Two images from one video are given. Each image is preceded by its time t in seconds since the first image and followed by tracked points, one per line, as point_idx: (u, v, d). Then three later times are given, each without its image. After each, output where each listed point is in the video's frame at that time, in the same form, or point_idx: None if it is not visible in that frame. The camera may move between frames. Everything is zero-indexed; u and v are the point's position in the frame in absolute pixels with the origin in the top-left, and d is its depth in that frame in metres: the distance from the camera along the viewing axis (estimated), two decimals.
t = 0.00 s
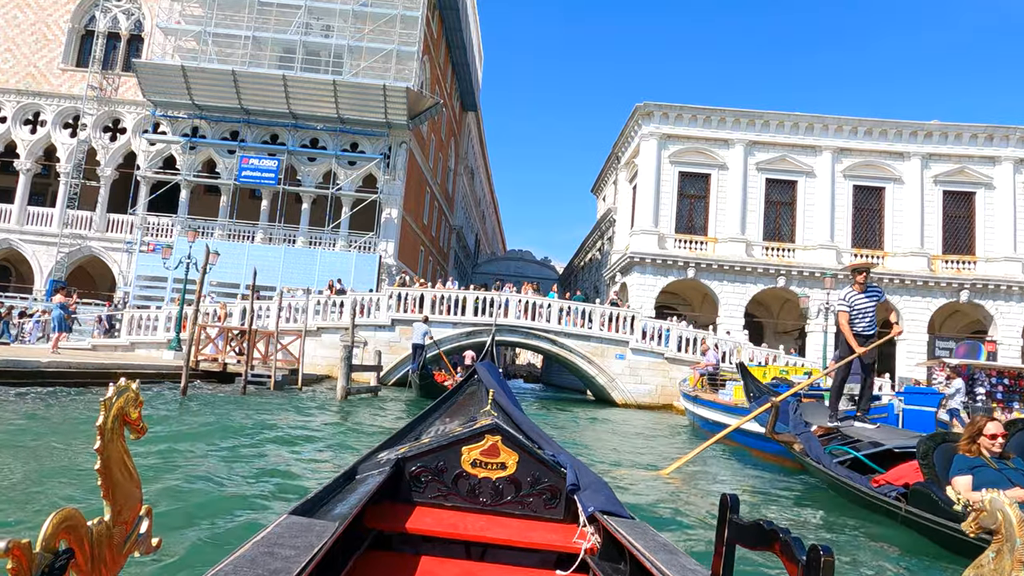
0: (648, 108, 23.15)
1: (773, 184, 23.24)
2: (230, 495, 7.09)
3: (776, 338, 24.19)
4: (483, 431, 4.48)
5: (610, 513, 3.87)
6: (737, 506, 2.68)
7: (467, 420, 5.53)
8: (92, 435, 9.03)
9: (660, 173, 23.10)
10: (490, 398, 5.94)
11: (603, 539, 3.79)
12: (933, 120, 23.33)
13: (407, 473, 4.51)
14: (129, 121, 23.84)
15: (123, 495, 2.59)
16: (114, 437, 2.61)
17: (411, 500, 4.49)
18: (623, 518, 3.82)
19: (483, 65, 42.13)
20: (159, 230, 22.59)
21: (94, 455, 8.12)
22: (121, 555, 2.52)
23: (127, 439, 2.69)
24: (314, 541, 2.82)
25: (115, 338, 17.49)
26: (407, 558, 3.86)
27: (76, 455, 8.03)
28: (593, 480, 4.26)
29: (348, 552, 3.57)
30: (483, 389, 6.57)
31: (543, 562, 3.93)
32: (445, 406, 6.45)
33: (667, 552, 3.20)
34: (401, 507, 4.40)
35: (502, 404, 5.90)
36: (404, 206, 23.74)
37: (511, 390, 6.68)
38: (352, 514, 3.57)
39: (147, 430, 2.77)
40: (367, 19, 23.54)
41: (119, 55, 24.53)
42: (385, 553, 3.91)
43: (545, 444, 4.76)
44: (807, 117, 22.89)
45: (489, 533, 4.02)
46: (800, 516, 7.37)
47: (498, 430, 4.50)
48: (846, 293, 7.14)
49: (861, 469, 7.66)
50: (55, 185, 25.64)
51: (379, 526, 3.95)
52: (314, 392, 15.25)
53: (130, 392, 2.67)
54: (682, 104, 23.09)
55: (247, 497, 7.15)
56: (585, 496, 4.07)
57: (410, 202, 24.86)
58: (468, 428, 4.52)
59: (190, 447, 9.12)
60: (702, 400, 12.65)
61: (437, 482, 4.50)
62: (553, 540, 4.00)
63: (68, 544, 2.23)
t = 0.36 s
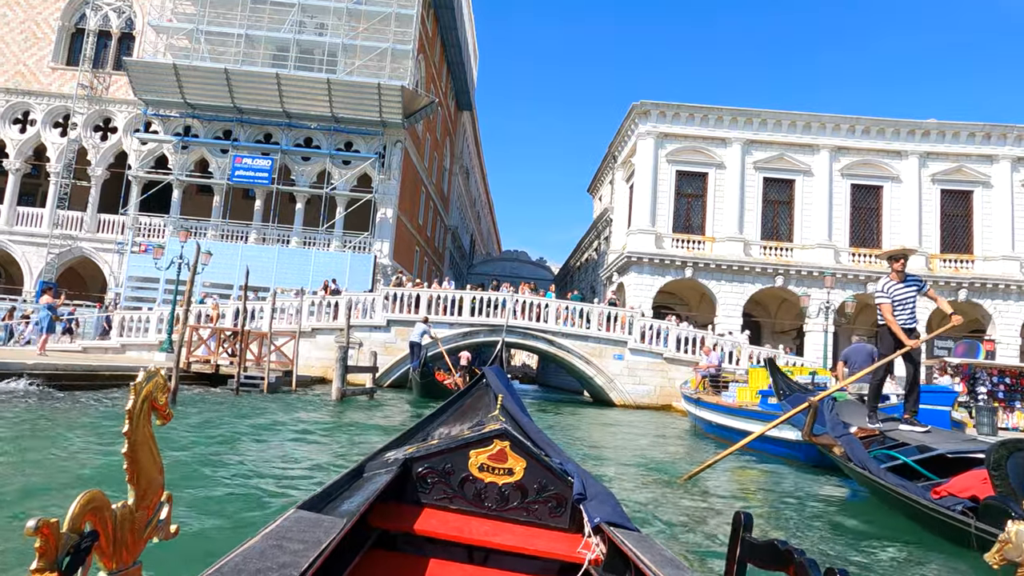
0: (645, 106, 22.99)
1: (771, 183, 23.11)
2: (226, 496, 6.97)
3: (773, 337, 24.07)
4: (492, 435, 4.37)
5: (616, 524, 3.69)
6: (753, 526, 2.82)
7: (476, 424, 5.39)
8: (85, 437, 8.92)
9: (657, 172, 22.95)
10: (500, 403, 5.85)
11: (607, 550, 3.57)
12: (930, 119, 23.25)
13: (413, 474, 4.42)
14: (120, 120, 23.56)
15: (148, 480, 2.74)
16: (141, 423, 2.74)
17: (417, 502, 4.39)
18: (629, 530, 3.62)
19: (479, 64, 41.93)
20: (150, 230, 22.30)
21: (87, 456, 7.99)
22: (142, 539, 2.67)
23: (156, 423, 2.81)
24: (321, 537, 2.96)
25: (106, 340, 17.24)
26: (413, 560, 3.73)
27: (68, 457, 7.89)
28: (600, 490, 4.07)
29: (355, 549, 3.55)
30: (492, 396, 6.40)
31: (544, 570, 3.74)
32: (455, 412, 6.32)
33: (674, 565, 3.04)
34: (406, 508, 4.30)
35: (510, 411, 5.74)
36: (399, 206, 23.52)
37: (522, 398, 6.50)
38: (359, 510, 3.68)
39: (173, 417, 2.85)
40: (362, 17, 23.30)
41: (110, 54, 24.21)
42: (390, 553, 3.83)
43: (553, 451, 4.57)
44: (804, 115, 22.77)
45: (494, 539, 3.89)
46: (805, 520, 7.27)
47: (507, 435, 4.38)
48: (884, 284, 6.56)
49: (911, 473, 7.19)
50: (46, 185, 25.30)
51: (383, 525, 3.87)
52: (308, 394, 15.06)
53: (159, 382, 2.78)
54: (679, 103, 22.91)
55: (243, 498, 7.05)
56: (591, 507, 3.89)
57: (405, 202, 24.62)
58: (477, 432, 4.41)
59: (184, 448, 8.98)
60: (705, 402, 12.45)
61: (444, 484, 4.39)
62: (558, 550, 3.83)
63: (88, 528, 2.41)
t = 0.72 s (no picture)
0: (642, 106, 22.85)
1: (768, 182, 22.98)
2: (217, 499, 6.83)
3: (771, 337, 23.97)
4: (490, 425, 4.45)
5: (611, 517, 3.66)
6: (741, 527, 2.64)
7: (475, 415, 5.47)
8: (74, 437, 8.76)
9: (653, 171, 22.83)
10: (501, 394, 5.92)
11: (601, 542, 3.59)
12: (928, 118, 23.19)
13: (412, 461, 4.50)
14: (111, 120, 23.28)
15: (136, 462, 2.63)
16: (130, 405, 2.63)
17: (415, 489, 4.46)
18: (625, 524, 3.59)
19: (474, 64, 41.78)
20: (142, 231, 22.03)
21: (75, 458, 7.83)
22: (130, 521, 2.56)
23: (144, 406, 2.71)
24: (315, 522, 2.99)
25: (96, 341, 16.98)
26: (407, 547, 3.80)
27: (56, 458, 7.77)
28: (598, 482, 4.04)
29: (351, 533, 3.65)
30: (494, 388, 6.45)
31: (541, 562, 3.79)
32: (455, 402, 6.35)
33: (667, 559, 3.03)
34: (404, 495, 4.38)
35: (511, 402, 5.84)
36: (394, 206, 23.30)
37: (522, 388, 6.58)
38: (355, 496, 3.69)
39: (164, 401, 2.83)
40: (356, 15, 23.08)
41: (101, 52, 23.92)
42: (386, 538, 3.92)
43: (552, 443, 4.63)
44: (801, 114, 22.67)
45: (490, 528, 3.93)
46: (804, 519, 7.19)
47: (506, 426, 4.45)
48: (938, 282, 6.26)
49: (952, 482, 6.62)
50: (36, 185, 24.97)
51: (381, 510, 3.94)
52: (301, 395, 14.89)
53: (151, 364, 2.71)
54: (675, 101, 22.79)
55: (235, 501, 6.90)
56: (587, 499, 3.86)
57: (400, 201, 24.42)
58: (476, 422, 4.49)
59: (174, 450, 8.81)
60: (706, 404, 12.25)
61: (442, 472, 4.46)
62: (553, 540, 3.86)
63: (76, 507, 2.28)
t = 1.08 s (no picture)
0: (641, 103, 22.71)
1: (768, 180, 22.86)
2: (211, 499, 6.65)
3: (770, 335, 23.87)
4: (487, 415, 4.46)
5: (607, 503, 3.73)
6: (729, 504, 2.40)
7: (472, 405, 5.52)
8: (66, 436, 8.57)
9: (653, 169, 22.67)
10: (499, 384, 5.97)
11: (598, 527, 3.69)
12: (929, 115, 23.08)
13: (409, 452, 4.53)
14: (105, 117, 23.04)
15: (112, 455, 2.36)
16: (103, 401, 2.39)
17: (413, 479, 4.49)
18: (620, 509, 3.69)
19: (472, 61, 41.57)
20: (137, 229, 21.80)
21: (66, 458, 7.67)
22: (107, 516, 2.28)
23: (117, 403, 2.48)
24: (308, 513, 2.86)
25: (90, 341, 16.78)
26: (405, 536, 3.82)
27: (47, 457, 7.62)
28: (594, 469, 4.13)
29: (347, 525, 3.55)
30: (493, 375, 6.54)
31: (540, 547, 3.90)
32: (457, 392, 6.37)
33: (662, 545, 3.14)
34: (402, 486, 4.41)
35: (510, 390, 5.91)
36: (392, 204, 23.12)
37: (522, 377, 6.67)
38: (351, 488, 3.59)
39: (138, 396, 2.56)
40: (353, 11, 22.87)
41: (95, 48, 23.65)
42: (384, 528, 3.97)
43: (548, 431, 4.70)
44: (801, 111, 22.54)
45: (487, 515, 3.96)
46: (810, 519, 7.06)
47: (502, 415, 4.49)
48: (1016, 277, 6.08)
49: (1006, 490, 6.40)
50: (29, 183, 24.70)
51: (379, 500, 3.95)
52: (298, 394, 14.74)
53: (121, 356, 2.46)
54: (675, 98, 22.64)
55: (230, 502, 6.76)
56: (583, 485, 3.96)
57: (398, 199, 24.22)
58: (472, 412, 4.51)
59: (169, 450, 8.63)
60: (712, 402, 12.06)
61: (439, 462, 4.49)
62: (549, 526, 3.93)
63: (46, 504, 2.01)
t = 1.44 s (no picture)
0: (644, 100, 22.53)
1: (771, 178, 22.71)
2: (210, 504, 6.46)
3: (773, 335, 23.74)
4: (492, 430, 4.44)
5: (614, 516, 3.73)
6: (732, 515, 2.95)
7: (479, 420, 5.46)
8: (63, 439, 8.37)
9: (656, 166, 22.48)
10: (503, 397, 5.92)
11: (605, 542, 3.65)
12: (933, 113, 22.91)
13: (415, 470, 4.47)
14: (103, 115, 22.83)
15: (120, 482, 2.63)
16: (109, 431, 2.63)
17: (419, 497, 4.44)
18: (628, 522, 3.66)
19: (471, 58, 41.39)
20: (135, 227, 21.58)
21: (62, 462, 7.48)
22: (114, 542, 2.55)
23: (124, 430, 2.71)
24: (315, 534, 2.73)
25: (88, 341, 16.56)
26: (411, 555, 3.72)
27: (43, 461, 7.44)
28: (599, 483, 4.10)
29: (349, 549, 3.45)
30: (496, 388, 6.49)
31: (547, 564, 3.78)
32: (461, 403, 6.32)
33: (671, 558, 3.09)
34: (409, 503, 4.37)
35: (515, 403, 5.86)
36: (393, 203, 22.94)
37: (528, 391, 6.61)
38: (358, 509, 3.45)
39: (144, 421, 2.80)
40: (353, 8, 22.66)
41: (92, 45, 23.42)
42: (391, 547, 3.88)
43: (554, 446, 4.65)
44: (805, 109, 22.38)
45: (494, 532, 3.92)
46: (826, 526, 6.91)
47: (508, 430, 4.45)
48: None
49: None
50: (26, 181, 24.45)
51: (386, 519, 3.91)
52: (298, 395, 14.56)
53: (128, 387, 2.68)
54: (678, 96, 22.45)
55: (230, 509, 6.59)
56: (590, 499, 3.92)
57: (398, 198, 24.04)
58: (478, 428, 4.48)
59: (168, 454, 8.45)
60: (724, 401, 11.86)
61: (445, 479, 4.45)
62: (556, 541, 3.88)
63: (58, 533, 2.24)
